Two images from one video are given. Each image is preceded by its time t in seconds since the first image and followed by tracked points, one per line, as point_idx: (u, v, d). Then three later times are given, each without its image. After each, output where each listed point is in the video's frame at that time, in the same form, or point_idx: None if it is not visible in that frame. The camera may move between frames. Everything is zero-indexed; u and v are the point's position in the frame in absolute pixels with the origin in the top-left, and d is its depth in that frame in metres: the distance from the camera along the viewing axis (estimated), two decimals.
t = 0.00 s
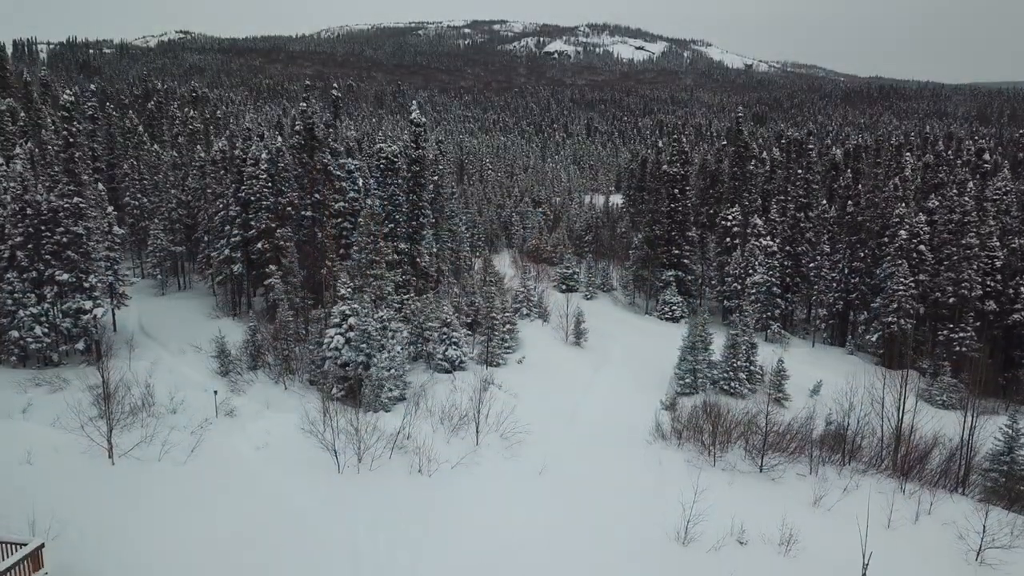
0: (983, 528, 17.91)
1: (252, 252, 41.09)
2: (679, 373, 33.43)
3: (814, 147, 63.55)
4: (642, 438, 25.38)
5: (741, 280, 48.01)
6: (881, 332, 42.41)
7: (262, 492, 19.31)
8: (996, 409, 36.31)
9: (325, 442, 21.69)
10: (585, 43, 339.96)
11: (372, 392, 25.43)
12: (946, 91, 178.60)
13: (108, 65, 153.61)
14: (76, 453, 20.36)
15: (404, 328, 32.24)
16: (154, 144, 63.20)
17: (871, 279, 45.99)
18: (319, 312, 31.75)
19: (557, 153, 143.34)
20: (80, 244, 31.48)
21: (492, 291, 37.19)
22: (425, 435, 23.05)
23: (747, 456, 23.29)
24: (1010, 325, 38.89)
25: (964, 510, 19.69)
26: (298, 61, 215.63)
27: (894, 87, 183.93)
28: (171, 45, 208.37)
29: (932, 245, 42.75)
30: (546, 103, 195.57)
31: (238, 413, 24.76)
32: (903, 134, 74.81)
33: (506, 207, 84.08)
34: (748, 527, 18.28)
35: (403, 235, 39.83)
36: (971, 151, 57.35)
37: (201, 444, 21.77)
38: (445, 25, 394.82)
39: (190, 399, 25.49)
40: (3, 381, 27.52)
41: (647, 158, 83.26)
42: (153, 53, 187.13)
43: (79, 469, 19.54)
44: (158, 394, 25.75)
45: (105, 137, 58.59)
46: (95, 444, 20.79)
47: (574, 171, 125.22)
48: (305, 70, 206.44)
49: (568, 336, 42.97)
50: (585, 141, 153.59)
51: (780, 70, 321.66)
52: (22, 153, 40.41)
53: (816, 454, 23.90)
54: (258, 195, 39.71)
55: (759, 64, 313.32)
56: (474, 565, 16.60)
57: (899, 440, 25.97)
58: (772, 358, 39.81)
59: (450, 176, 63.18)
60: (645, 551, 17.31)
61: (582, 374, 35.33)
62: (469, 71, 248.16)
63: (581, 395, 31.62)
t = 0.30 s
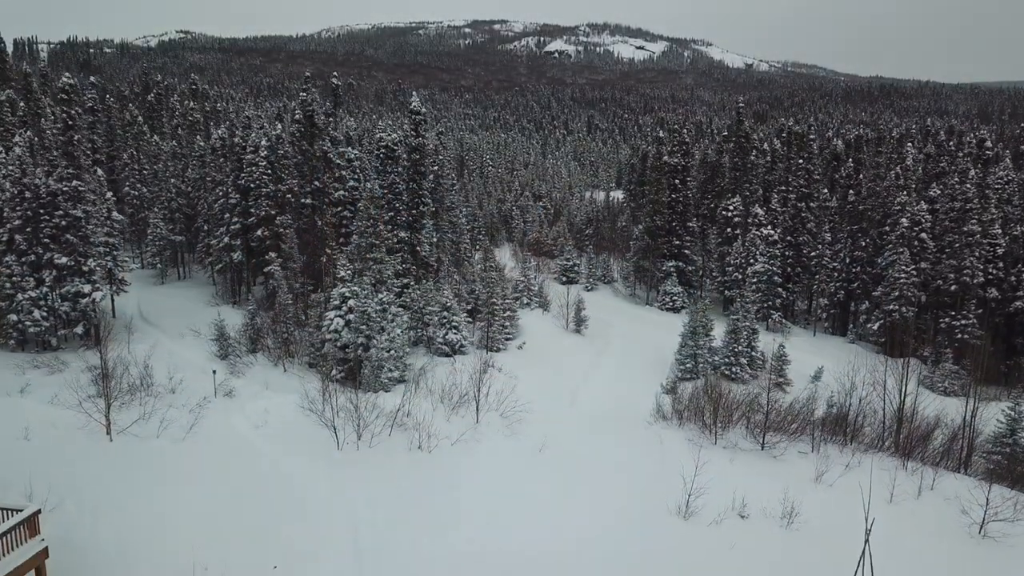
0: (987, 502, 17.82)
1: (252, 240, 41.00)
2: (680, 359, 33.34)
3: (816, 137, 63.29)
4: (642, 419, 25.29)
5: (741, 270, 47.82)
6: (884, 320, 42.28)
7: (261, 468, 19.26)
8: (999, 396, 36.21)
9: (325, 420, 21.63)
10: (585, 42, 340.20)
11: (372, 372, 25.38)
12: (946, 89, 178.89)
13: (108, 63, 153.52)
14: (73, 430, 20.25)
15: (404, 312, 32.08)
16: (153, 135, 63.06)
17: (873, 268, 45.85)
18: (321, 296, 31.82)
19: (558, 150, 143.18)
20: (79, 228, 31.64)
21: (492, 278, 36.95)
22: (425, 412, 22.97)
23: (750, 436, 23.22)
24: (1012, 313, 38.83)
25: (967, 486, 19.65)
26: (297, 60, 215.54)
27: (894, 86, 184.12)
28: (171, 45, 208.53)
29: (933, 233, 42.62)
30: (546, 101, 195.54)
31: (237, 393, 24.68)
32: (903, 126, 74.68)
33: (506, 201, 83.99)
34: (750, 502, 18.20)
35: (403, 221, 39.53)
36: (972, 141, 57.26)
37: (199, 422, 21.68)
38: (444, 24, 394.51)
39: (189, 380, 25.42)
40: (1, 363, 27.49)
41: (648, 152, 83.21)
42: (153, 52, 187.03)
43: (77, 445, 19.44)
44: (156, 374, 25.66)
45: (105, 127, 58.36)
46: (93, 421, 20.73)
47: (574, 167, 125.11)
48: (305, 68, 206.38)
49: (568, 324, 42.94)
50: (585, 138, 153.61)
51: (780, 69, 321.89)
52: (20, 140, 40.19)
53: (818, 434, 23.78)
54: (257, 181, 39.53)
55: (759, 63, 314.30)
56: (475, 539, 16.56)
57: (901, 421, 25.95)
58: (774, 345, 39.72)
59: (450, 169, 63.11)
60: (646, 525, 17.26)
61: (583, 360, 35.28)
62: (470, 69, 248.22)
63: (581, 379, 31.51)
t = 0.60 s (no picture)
0: (990, 477, 17.74)
1: (252, 228, 40.95)
2: (681, 344, 33.28)
3: (817, 129, 63.12)
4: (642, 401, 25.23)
5: (742, 260, 47.48)
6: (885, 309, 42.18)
7: (261, 443, 19.19)
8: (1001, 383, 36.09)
9: (324, 398, 21.57)
10: (586, 40, 340.20)
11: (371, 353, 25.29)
12: (947, 86, 178.74)
13: (108, 61, 153.58)
14: (70, 406, 20.11)
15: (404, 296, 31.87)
16: (152, 126, 63.00)
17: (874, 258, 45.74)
18: (321, 280, 31.72)
19: (558, 146, 143.14)
20: (77, 212, 31.50)
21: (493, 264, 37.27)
22: (424, 391, 22.90)
23: (751, 416, 23.14)
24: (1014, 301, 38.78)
25: (969, 462, 19.59)
26: (298, 58, 215.50)
27: (895, 83, 183.96)
28: (172, 43, 208.73)
29: (935, 221, 42.46)
30: (546, 99, 195.51)
31: (237, 374, 24.63)
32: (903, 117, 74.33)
33: (507, 196, 83.97)
34: (751, 477, 18.16)
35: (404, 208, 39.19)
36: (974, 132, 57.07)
37: (198, 400, 21.56)
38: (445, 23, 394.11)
39: (189, 362, 25.35)
40: None
41: (649, 146, 83.11)
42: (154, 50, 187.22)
43: (74, 421, 19.32)
44: (155, 356, 25.58)
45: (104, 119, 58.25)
46: (92, 398, 20.65)
47: (575, 163, 124.85)
48: (305, 66, 206.38)
49: (569, 313, 42.92)
50: (586, 135, 153.52)
51: (780, 66, 321.56)
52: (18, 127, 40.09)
53: (820, 415, 23.67)
54: (256, 168, 39.71)
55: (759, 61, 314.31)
56: (476, 512, 16.54)
57: (903, 402, 25.89)
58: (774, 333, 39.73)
59: (450, 161, 63.02)
60: (647, 500, 17.24)
61: (583, 347, 35.23)
62: (470, 67, 247.93)
63: (581, 364, 31.40)
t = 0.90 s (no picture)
0: (993, 452, 17.66)
1: (252, 217, 40.86)
2: (681, 330, 33.17)
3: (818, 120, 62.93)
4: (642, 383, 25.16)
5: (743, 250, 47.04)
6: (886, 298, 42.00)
7: (261, 419, 19.15)
8: (1003, 371, 35.96)
9: (324, 376, 21.52)
10: (587, 38, 340.10)
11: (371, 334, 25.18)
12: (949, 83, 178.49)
13: (109, 60, 153.82)
14: (68, 384, 20.00)
15: (403, 282, 31.77)
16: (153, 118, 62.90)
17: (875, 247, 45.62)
18: (320, 265, 31.56)
19: (559, 143, 143.05)
20: (76, 195, 31.24)
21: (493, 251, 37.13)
22: (424, 370, 22.83)
23: (752, 397, 23.03)
24: (1016, 288, 38.66)
25: (972, 440, 19.45)
26: (299, 55, 215.44)
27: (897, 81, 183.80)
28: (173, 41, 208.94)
29: (936, 209, 42.26)
30: (547, 96, 195.47)
31: (236, 354, 24.58)
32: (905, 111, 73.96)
33: (507, 189, 83.88)
34: (753, 452, 18.14)
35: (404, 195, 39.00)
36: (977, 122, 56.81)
37: (198, 378, 21.52)
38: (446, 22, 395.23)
39: (188, 343, 25.28)
40: None
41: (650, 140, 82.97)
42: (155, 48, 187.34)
43: (72, 398, 19.20)
44: (154, 337, 25.51)
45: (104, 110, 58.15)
46: (91, 375, 20.60)
47: (575, 159, 124.60)
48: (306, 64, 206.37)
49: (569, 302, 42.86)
50: (587, 131, 153.40)
51: (782, 65, 321.35)
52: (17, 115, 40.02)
53: (821, 395, 23.58)
54: (256, 155, 39.58)
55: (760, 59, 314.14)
56: (476, 487, 16.48)
57: (905, 385, 25.77)
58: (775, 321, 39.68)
59: (451, 152, 62.86)
60: (648, 475, 17.20)
61: (584, 333, 35.10)
62: (470, 66, 247.47)
63: (581, 350, 31.28)
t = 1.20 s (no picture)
0: (996, 428, 17.56)
1: (252, 206, 40.78)
2: (682, 317, 33.12)
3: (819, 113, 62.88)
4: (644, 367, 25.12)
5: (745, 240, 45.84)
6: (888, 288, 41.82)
7: (261, 396, 19.13)
8: (1004, 359, 35.80)
9: (324, 355, 21.47)
10: (587, 38, 340.27)
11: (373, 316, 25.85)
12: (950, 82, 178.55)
13: (109, 56, 153.67)
14: (67, 360, 19.94)
15: (404, 267, 31.66)
16: (152, 110, 62.79)
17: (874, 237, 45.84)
18: (320, 250, 31.40)
19: (559, 140, 143.07)
20: (76, 180, 31.13)
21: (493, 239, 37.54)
22: (424, 350, 22.79)
23: (753, 379, 22.95)
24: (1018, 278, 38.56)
25: (973, 418, 19.38)
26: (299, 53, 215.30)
27: (898, 80, 183.86)
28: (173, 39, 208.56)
29: (939, 199, 41.99)
30: (548, 94, 195.38)
31: (235, 336, 24.54)
32: (907, 103, 73.62)
33: (508, 184, 83.80)
34: (754, 428, 18.10)
35: (404, 184, 38.90)
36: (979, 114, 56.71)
37: (197, 357, 21.49)
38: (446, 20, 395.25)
39: (186, 326, 25.19)
40: None
41: (651, 134, 82.89)
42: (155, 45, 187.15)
43: (71, 374, 19.15)
44: (152, 320, 25.42)
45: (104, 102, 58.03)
46: (89, 353, 20.54)
47: (576, 156, 124.34)
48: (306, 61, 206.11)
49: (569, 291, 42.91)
50: (587, 128, 153.37)
51: (782, 64, 321.31)
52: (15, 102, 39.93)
53: (823, 378, 23.42)
54: (255, 143, 39.73)
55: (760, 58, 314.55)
56: (475, 462, 16.45)
57: (907, 368, 25.71)
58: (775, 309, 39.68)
59: (451, 145, 62.81)
60: (648, 451, 17.15)
61: (584, 321, 34.98)
62: (471, 65, 247.20)
63: (582, 337, 31.18)
